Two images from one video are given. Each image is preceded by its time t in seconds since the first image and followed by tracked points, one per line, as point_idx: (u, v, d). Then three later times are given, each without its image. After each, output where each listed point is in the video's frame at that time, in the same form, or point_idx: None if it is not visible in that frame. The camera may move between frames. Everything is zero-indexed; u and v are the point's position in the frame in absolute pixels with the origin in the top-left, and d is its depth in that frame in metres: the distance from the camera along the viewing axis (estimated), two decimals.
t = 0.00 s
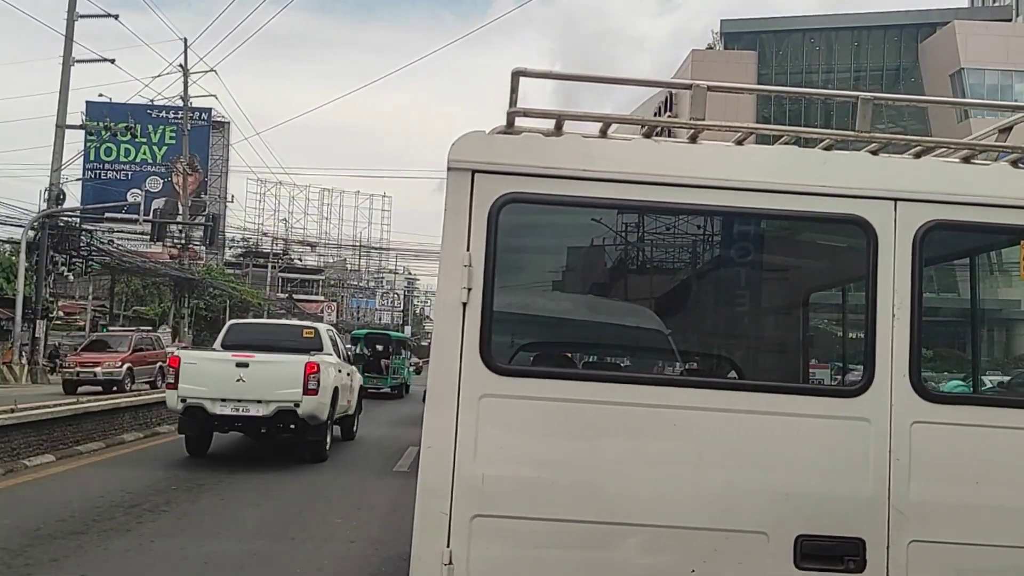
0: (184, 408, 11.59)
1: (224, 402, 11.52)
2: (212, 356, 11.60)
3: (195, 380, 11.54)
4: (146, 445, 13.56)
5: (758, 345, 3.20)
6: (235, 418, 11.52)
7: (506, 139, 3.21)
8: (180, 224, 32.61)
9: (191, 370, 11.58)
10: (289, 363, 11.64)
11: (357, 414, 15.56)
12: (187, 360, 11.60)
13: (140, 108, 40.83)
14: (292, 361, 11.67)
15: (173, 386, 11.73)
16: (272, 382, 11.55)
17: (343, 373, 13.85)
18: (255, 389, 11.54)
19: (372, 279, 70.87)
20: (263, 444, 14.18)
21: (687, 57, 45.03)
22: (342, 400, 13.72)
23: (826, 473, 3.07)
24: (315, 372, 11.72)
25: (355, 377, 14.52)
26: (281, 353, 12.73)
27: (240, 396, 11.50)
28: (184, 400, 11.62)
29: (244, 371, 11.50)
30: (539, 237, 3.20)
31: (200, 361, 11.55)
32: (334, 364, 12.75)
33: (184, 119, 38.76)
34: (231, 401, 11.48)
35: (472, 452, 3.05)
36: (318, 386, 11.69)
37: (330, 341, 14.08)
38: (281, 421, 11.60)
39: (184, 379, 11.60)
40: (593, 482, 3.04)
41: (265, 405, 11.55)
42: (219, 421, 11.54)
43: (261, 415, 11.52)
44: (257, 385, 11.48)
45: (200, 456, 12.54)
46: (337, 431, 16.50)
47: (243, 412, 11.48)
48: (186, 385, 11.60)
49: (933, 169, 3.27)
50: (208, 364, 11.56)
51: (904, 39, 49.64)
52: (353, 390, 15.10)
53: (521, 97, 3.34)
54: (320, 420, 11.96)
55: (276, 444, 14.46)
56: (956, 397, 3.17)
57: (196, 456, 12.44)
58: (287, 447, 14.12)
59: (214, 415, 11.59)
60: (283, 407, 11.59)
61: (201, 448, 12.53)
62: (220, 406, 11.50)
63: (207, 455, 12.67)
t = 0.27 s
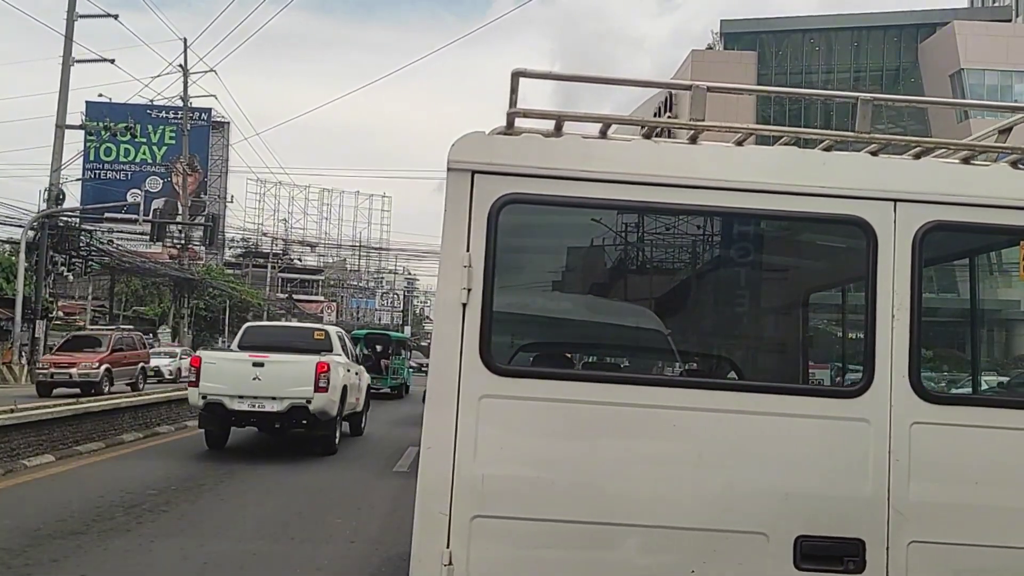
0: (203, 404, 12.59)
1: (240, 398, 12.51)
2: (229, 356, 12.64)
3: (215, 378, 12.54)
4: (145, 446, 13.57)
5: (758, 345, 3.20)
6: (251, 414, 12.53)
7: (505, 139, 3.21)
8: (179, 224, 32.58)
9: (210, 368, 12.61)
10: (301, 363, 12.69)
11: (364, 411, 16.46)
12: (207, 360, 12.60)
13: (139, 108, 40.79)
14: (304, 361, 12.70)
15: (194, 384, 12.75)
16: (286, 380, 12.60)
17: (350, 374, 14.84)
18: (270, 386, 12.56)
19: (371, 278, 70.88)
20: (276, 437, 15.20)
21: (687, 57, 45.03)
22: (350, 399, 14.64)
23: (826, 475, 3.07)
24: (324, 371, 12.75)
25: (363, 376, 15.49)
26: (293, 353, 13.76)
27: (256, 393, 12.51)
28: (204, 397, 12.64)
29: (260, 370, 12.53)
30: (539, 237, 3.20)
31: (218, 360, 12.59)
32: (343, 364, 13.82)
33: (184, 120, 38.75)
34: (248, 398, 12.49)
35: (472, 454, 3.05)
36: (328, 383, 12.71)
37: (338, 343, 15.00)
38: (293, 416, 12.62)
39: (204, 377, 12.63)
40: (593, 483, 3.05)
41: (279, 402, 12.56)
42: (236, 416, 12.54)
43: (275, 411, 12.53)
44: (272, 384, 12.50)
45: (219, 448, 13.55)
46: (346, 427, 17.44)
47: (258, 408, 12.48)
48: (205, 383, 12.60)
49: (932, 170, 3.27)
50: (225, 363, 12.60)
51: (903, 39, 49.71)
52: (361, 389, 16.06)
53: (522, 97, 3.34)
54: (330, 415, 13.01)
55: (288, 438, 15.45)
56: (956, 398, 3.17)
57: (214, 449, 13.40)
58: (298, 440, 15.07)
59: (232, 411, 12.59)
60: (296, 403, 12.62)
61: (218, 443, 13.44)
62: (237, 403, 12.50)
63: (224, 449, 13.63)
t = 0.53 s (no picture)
0: (220, 401, 13.49)
1: (254, 396, 13.42)
2: (244, 355, 13.53)
3: (230, 376, 13.43)
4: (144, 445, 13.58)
5: (758, 346, 3.20)
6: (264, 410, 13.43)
7: (504, 138, 3.21)
8: (179, 224, 32.54)
9: (226, 367, 13.51)
10: (310, 362, 13.56)
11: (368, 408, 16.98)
12: (223, 360, 13.51)
13: (139, 108, 40.75)
14: (314, 361, 13.57)
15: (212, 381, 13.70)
16: (296, 378, 13.46)
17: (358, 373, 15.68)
18: (282, 384, 13.45)
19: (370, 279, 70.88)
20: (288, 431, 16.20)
21: (687, 57, 45.00)
22: (357, 397, 15.48)
23: (826, 475, 3.07)
24: (332, 370, 13.60)
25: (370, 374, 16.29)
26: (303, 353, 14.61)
27: (269, 390, 13.40)
28: (220, 394, 13.55)
29: (272, 369, 13.42)
30: (540, 237, 3.19)
31: (234, 360, 13.49)
32: (350, 363, 14.68)
33: (184, 120, 38.70)
34: (261, 395, 13.40)
35: (472, 453, 3.05)
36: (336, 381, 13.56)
37: (347, 343, 15.81)
38: (303, 412, 13.48)
39: (220, 376, 13.54)
40: (593, 482, 3.04)
41: (290, 399, 13.45)
42: (250, 413, 13.44)
43: (286, 407, 13.41)
44: (283, 382, 13.37)
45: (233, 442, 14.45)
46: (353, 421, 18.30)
47: (271, 405, 13.37)
48: (221, 380, 13.50)
49: (932, 170, 3.28)
50: (240, 363, 13.49)
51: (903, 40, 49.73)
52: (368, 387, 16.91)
53: (523, 97, 3.34)
54: (337, 411, 13.87)
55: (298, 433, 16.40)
56: (956, 398, 3.17)
57: (229, 443, 14.30)
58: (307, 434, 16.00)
59: (246, 407, 13.49)
60: (306, 400, 13.48)
61: (232, 438, 14.33)
62: (252, 400, 13.40)
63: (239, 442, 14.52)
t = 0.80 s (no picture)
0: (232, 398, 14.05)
1: (266, 394, 14.01)
2: (255, 355, 14.11)
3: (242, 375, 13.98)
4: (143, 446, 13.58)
5: (758, 346, 3.20)
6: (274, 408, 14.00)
7: (503, 139, 3.21)
8: (179, 224, 32.56)
9: (238, 367, 14.09)
10: (319, 363, 14.09)
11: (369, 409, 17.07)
12: (236, 359, 14.07)
13: (139, 108, 40.76)
14: (322, 361, 14.12)
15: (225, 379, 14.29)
16: (305, 377, 14.02)
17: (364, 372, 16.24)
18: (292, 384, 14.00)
19: (370, 279, 70.90)
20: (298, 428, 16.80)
21: (686, 58, 45.03)
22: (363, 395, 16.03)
23: (825, 474, 3.07)
24: (340, 370, 14.16)
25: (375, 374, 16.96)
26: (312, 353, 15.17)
27: (279, 388, 13.98)
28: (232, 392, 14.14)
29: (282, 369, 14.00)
30: (540, 238, 3.20)
31: (246, 359, 14.07)
32: (356, 363, 15.20)
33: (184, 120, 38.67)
34: (272, 393, 13.98)
35: (471, 453, 3.06)
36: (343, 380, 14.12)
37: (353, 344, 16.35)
38: (311, 409, 14.05)
39: (233, 375, 14.11)
40: (593, 481, 3.04)
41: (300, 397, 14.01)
42: (261, 410, 14.02)
43: (296, 405, 13.98)
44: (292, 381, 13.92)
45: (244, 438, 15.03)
46: (360, 421, 18.89)
47: (281, 403, 13.96)
48: (233, 379, 14.08)
49: (932, 170, 3.28)
50: (252, 362, 14.06)
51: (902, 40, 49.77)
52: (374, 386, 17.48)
53: (522, 98, 3.35)
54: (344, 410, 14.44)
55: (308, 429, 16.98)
56: (955, 399, 3.17)
57: (240, 439, 14.89)
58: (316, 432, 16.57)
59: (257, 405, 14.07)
60: (315, 398, 14.04)
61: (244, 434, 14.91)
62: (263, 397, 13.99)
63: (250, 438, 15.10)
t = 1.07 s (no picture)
0: (243, 396, 14.79)
1: (276, 391, 14.74)
2: (266, 355, 14.83)
3: (252, 374, 14.73)
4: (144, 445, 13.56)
5: (758, 346, 3.21)
6: (283, 405, 14.72)
7: (504, 139, 3.21)
8: (179, 224, 32.53)
9: (250, 366, 14.83)
10: (325, 362, 14.75)
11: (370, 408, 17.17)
12: (247, 360, 14.83)
13: (139, 107, 40.76)
14: (329, 360, 14.76)
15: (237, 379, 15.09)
16: (312, 376, 14.70)
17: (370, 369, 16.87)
18: (299, 382, 14.70)
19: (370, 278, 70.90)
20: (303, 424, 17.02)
21: (686, 57, 44.98)
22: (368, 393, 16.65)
23: (826, 474, 3.07)
24: (346, 368, 14.79)
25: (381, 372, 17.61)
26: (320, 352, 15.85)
27: (288, 386, 14.70)
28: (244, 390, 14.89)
29: (291, 368, 14.71)
30: (539, 237, 3.19)
31: (257, 359, 14.81)
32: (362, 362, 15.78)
33: (184, 120, 38.64)
34: (281, 391, 14.70)
35: (472, 453, 3.05)
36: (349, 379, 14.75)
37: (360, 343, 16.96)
38: (318, 406, 14.74)
39: (245, 373, 14.86)
40: (593, 481, 3.04)
41: (308, 394, 14.70)
42: (271, 407, 14.75)
43: (304, 402, 14.67)
44: (300, 380, 14.61)
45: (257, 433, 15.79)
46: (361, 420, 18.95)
47: (290, 400, 14.66)
48: (245, 377, 14.82)
49: (933, 170, 3.27)
50: (263, 362, 14.80)
51: (902, 40, 49.73)
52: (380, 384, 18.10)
53: (523, 99, 3.35)
54: (350, 407, 15.09)
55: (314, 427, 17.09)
56: (956, 399, 3.17)
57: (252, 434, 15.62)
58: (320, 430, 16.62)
59: (267, 402, 14.80)
60: (322, 396, 14.71)
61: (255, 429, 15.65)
62: (273, 395, 14.71)
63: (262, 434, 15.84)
